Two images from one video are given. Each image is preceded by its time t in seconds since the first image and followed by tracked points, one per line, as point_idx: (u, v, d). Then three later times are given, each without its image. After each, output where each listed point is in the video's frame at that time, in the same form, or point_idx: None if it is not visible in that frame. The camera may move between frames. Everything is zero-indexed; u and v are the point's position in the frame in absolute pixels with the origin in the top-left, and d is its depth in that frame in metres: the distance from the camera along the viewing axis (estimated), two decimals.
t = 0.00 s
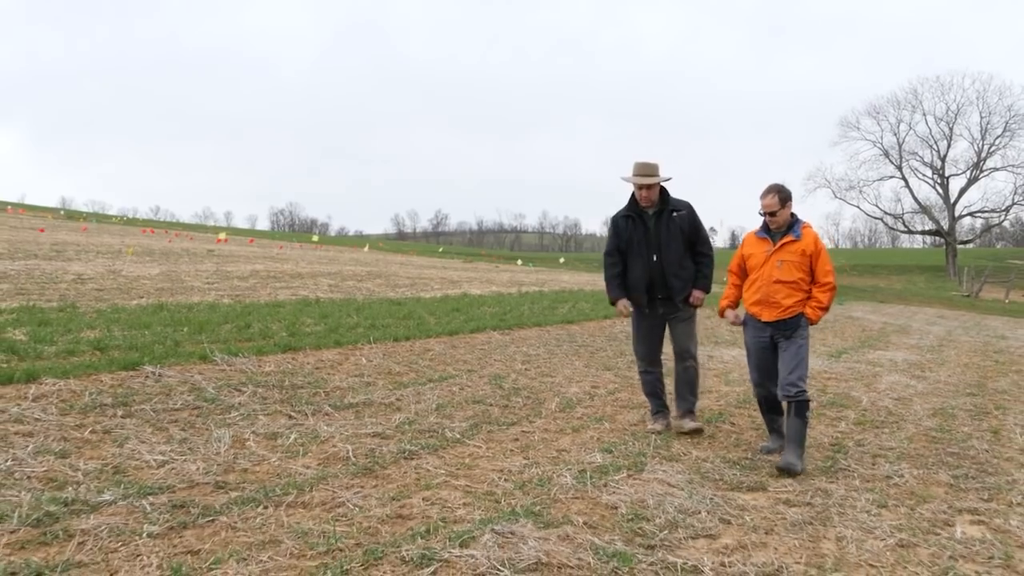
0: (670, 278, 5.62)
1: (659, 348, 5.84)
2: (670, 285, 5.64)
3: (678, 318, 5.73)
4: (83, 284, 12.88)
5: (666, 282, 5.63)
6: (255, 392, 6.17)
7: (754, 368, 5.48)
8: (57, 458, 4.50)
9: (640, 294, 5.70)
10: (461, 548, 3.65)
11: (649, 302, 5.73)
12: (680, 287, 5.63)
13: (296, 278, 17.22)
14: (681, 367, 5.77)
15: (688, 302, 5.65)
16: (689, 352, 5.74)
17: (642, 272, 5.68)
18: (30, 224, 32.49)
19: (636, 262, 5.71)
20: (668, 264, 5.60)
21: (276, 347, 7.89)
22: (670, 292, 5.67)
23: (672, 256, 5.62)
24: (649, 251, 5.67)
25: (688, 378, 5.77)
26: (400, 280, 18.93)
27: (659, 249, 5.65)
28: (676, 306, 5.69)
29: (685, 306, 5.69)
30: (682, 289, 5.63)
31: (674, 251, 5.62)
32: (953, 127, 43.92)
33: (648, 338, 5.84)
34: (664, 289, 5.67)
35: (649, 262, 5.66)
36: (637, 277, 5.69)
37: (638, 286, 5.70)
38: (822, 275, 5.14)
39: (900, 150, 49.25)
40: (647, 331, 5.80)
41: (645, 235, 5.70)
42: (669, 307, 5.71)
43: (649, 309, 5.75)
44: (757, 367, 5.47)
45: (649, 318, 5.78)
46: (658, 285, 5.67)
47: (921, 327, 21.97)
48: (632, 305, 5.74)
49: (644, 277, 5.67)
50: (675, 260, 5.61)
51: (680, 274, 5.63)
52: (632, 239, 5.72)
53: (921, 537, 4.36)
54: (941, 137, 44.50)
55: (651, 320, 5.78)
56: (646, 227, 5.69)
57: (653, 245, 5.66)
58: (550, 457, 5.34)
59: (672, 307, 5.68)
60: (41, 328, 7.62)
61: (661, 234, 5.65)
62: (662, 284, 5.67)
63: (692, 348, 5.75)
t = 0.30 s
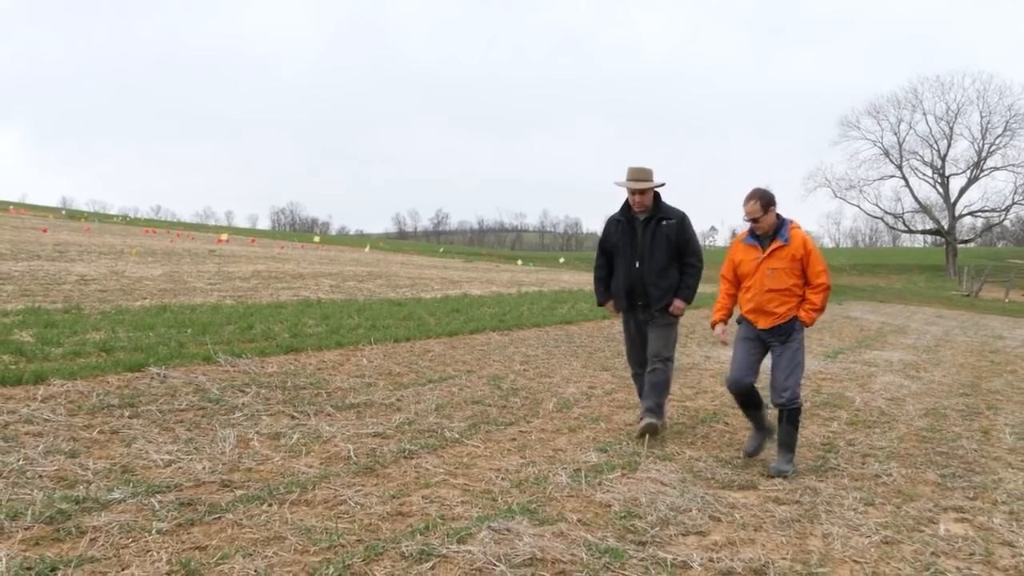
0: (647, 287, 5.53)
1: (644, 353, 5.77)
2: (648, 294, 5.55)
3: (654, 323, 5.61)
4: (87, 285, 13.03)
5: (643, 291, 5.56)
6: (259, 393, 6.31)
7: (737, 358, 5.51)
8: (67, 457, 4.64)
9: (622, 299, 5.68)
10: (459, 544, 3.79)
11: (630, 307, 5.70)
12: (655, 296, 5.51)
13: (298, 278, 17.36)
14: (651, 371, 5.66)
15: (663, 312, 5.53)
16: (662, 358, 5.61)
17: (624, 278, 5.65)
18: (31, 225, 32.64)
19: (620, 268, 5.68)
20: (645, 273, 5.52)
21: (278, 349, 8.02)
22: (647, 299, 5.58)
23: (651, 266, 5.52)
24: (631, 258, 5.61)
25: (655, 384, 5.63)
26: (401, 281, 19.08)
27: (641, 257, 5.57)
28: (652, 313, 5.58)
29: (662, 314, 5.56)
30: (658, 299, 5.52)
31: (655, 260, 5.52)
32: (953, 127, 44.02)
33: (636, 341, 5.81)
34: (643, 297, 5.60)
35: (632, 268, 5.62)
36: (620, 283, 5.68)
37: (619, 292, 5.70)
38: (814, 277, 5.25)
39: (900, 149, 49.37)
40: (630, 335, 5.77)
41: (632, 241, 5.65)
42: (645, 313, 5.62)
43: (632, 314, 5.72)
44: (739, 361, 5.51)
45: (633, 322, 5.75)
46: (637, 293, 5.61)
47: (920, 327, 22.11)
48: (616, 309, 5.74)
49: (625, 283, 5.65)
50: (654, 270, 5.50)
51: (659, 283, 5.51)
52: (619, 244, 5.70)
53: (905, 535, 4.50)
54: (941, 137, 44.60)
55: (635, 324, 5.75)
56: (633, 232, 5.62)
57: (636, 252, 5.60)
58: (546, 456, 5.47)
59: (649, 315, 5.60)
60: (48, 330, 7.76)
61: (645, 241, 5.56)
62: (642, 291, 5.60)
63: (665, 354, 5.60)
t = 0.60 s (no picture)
0: (630, 284, 5.56)
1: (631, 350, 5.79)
2: (630, 290, 5.59)
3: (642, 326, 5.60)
4: (87, 284, 13.08)
5: (626, 287, 5.59)
6: (255, 391, 6.36)
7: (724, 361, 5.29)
8: (63, 455, 4.69)
9: (606, 293, 5.73)
10: (449, 540, 3.83)
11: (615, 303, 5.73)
12: (639, 296, 5.53)
13: (297, 277, 17.42)
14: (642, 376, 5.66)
15: (646, 311, 5.55)
16: (649, 363, 5.59)
17: (609, 273, 5.70)
18: (32, 223, 32.71)
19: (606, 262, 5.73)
20: (629, 269, 5.55)
21: (275, 347, 8.07)
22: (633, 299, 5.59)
23: (636, 263, 5.55)
24: (617, 253, 5.65)
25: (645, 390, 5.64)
26: (400, 279, 19.13)
27: (627, 252, 5.61)
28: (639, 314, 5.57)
29: (648, 316, 5.57)
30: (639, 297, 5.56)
31: (639, 257, 5.55)
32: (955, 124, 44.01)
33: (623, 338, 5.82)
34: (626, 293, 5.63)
35: (617, 262, 5.66)
36: (604, 277, 5.72)
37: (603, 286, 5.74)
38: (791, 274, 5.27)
39: (902, 147, 49.34)
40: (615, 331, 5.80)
41: (621, 235, 5.68)
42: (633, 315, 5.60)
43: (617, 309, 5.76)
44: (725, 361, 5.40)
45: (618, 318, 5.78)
46: (621, 289, 5.64)
47: (920, 324, 22.13)
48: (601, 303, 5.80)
49: (609, 278, 5.69)
50: (637, 266, 5.53)
51: (642, 281, 5.54)
52: (607, 237, 5.74)
53: (893, 532, 4.53)
54: (942, 135, 44.58)
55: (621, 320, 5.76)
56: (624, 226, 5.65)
57: (622, 247, 5.63)
58: (539, 454, 5.51)
59: (632, 313, 5.63)
60: (46, 329, 7.81)
61: (633, 236, 5.59)
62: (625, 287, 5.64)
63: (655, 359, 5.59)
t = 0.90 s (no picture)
0: (623, 276, 5.50)
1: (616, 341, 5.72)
2: (622, 282, 5.54)
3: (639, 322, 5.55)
4: (90, 280, 13.09)
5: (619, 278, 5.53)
6: (249, 384, 6.34)
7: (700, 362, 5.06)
8: (51, 446, 4.68)
9: (594, 283, 5.64)
10: (431, 531, 3.80)
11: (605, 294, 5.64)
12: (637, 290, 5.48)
13: (303, 273, 17.42)
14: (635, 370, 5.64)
15: (640, 304, 5.51)
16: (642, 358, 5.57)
17: (600, 263, 5.61)
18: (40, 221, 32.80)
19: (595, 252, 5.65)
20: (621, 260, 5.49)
21: (273, 341, 8.06)
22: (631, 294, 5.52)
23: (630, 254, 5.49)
24: (608, 242, 5.57)
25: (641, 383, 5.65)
26: (406, 275, 19.12)
27: (619, 242, 5.53)
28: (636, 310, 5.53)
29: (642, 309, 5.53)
30: (631, 289, 5.51)
31: (632, 248, 5.48)
32: (967, 119, 43.76)
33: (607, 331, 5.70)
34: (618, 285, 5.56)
35: (608, 251, 5.58)
36: (595, 268, 5.63)
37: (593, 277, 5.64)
38: (752, 276, 4.82)
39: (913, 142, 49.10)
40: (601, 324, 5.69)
41: (611, 224, 5.59)
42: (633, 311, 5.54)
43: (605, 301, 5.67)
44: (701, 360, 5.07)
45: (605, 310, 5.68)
46: (612, 280, 5.57)
47: (929, 319, 22.02)
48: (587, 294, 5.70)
49: (599, 268, 5.61)
50: (631, 257, 5.47)
51: (636, 272, 5.49)
52: (595, 227, 5.64)
53: (884, 524, 4.48)
54: (954, 129, 44.34)
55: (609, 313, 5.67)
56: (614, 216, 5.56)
57: (614, 237, 5.56)
58: (531, 446, 5.48)
59: (623, 305, 5.58)
60: (44, 323, 7.81)
61: (625, 226, 5.51)
62: (616, 279, 5.58)
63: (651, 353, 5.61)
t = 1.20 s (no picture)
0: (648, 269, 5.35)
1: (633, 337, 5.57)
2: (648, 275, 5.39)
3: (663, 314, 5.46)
4: (142, 276, 13.25)
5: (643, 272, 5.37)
6: (279, 380, 6.35)
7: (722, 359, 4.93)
8: (73, 439, 4.70)
9: (616, 278, 5.47)
10: (439, 526, 3.74)
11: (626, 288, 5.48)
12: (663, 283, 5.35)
13: (353, 270, 17.49)
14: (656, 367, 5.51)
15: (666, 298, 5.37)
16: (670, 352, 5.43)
17: (621, 257, 5.45)
18: (103, 221, 33.37)
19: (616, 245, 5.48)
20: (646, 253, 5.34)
21: (310, 337, 8.07)
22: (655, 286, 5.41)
23: (655, 246, 5.34)
24: (630, 235, 5.41)
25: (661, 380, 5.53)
26: (457, 271, 19.11)
27: (642, 235, 5.37)
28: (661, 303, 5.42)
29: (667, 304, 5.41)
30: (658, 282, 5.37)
31: (656, 240, 5.33)
32: None
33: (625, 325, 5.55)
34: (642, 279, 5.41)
35: (631, 244, 5.42)
36: (616, 262, 5.46)
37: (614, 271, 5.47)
38: (760, 282, 4.71)
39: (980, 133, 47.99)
40: (621, 318, 5.52)
41: (631, 216, 5.42)
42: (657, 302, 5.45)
43: (626, 295, 5.50)
44: (718, 360, 4.95)
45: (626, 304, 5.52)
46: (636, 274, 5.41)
47: (993, 313, 21.47)
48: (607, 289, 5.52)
49: (622, 262, 5.44)
50: (656, 249, 5.33)
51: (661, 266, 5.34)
52: (615, 220, 5.47)
53: (914, 523, 4.32)
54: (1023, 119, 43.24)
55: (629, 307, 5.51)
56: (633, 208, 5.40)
57: (636, 229, 5.39)
58: (556, 442, 5.40)
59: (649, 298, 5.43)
60: (85, 319, 7.89)
61: (647, 217, 5.35)
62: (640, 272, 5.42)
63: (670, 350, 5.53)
